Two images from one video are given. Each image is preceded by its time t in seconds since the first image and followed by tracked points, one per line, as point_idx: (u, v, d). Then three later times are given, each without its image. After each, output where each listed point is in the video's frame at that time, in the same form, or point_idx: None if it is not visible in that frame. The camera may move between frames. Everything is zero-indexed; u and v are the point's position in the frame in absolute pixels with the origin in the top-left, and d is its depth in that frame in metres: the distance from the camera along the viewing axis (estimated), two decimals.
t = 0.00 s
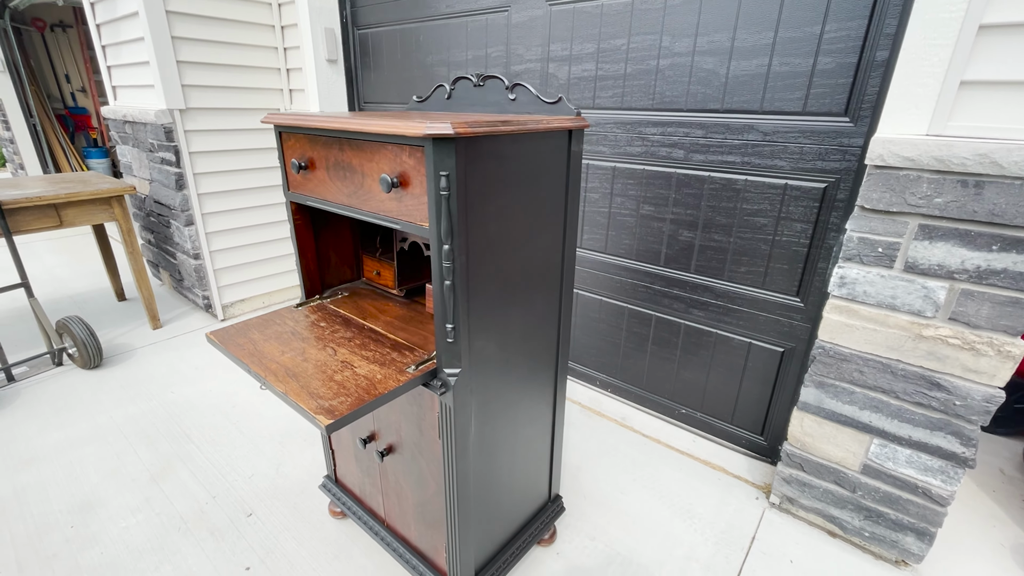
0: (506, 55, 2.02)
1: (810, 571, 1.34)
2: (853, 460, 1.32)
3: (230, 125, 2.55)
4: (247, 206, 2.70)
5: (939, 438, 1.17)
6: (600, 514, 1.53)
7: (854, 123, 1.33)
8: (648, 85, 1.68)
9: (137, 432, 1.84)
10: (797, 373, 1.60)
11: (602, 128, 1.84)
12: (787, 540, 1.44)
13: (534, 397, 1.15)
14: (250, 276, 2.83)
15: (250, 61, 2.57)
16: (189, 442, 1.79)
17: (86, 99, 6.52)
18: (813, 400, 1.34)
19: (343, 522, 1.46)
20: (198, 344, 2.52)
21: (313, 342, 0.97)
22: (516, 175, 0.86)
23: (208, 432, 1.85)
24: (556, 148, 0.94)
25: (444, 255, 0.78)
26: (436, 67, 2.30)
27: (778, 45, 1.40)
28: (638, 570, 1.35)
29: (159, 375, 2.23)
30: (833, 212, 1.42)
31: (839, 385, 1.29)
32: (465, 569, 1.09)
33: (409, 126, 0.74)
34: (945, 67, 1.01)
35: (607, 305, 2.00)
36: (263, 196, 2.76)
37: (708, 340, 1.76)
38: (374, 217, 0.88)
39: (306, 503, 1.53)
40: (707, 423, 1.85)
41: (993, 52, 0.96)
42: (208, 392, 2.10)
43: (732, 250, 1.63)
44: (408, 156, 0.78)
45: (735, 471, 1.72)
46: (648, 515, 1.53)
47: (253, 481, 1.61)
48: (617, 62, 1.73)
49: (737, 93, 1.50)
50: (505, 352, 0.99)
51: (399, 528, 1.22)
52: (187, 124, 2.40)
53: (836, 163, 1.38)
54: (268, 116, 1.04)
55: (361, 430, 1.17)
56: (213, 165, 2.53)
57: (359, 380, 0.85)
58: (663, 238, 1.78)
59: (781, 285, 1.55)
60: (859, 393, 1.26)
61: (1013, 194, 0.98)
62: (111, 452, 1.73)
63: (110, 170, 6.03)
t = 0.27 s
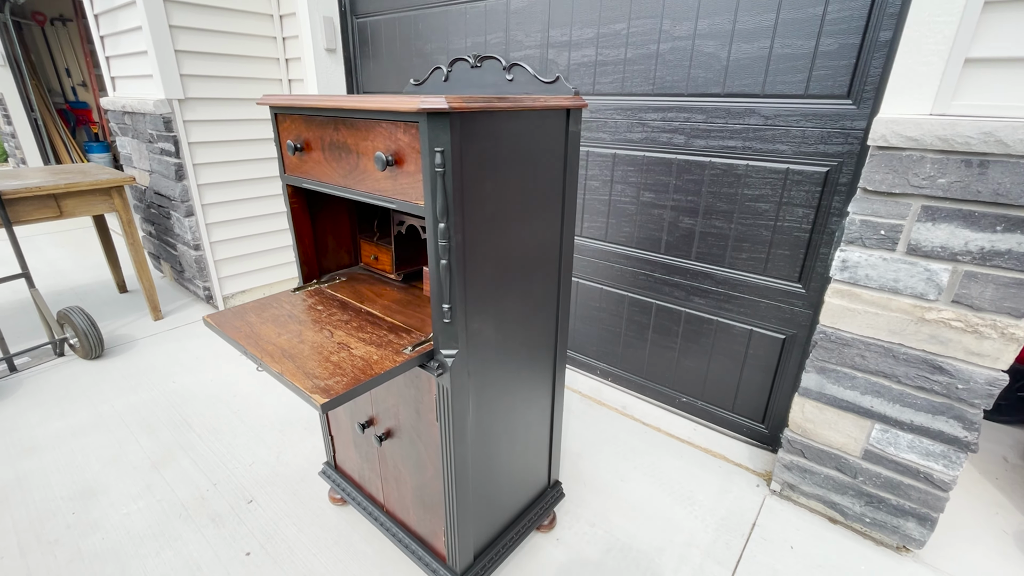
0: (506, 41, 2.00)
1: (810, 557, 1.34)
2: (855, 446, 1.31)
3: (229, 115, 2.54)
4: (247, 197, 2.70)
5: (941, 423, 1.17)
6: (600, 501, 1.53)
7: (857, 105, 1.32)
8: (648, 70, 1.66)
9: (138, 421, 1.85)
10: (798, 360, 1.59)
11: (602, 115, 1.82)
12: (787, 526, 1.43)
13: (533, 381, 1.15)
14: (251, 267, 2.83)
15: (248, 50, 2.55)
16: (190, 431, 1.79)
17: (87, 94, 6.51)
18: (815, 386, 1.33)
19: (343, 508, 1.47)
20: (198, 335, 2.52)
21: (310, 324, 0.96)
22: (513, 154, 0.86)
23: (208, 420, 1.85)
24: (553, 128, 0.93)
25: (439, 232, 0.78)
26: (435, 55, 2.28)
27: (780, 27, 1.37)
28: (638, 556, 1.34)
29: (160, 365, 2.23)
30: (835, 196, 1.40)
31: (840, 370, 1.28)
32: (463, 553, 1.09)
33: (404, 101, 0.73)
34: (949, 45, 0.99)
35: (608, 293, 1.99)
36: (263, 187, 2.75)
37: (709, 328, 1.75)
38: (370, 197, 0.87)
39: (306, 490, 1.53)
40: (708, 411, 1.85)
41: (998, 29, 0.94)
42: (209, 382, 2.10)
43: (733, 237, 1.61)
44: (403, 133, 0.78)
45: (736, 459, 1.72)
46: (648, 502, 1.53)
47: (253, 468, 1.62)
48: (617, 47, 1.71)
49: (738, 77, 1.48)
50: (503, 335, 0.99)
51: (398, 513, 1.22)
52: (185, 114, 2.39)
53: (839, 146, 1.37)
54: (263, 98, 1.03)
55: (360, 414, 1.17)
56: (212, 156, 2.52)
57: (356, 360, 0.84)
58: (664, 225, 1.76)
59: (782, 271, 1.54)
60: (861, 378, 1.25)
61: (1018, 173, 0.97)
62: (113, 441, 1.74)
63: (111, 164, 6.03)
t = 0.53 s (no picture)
0: (506, 27, 1.99)
1: (811, 542, 1.34)
2: (856, 431, 1.31)
3: (228, 104, 2.53)
4: (247, 187, 2.69)
5: (943, 407, 1.16)
6: (600, 487, 1.53)
7: (860, 88, 1.30)
8: (650, 55, 1.64)
9: (140, 409, 1.85)
10: (800, 347, 1.58)
11: (603, 101, 1.81)
12: (787, 512, 1.43)
13: (533, 365, 1.14)
14: (251, 258, 2.83)
15: (247, 39, 2.53)
16: (192, 419, 1.80)
17: (86, 86, 6.49)
18: (816, 371, 1.33)
19: (345, 494, 1.47)
20: (199, 325, 2.52)
21: (310, 307, 0.96)
22: (512, 133, 0.85)
23: (210, 409, 1.86)
24: (553, 109, 0.92)
25: (438, 212, 0.77)
26: (435, 43, 2.26)
27: (784, 8, 1.36)
28: (638, 540, 1.35)
29: (162, 355, 2.24)
30: (837, 181, 1.39)
31: (842, 355, 1.28)
32: (464, 536, 1.09)
33: (402, 78, 0.72)
34: (955, 24, 0.97)
35: (609, 282, 1.98)
36: (263, 177, 2.75)
37: (710, 315, 1.75)
38: (369, 177, 0.87)
39: (307, 476, 1.54)
40: (709, 399, 1.85)
41: (1005, 6, 0.93)
42: (210, 371, 2.11)
43: (735, 223, 1.60)
44: (402, 111, 0.77)
45: (736, 445, 1.72)
46: (648, 488, 1.53)
47: (255, 455, 1.62)
48: (619, 32, 1.69)
49: (741, 61, 1.47)
50: (503, 318, 0.98)
51: (400, 498, 1.22)
52: (185, 103, 2.38)
53: (842, 130, 1.35)
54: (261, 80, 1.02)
55: (361, 399, 1.17)
56: (212, 146, 2.51)
57: (356, 341, 0.84)
58: (665, 212, 1.75)
59: (784, 257, 1.53)
60: (862, 363, 1.25)
61: None
62: (115, 428, 1.74)
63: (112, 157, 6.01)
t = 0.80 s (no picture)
0: (506, 13, 1.97)
1: (812, 527, 1.34)
2: (858, 416, 1.31)
3: (227, 93, 2.51)
4: (246, 177, 2.68)
5: (946, 391, 1.16)
6: (602, 473, 1.53)
7: (865, 71, 1.29)
8: (652, 39, 1.63)
9: (142, 398, 1.85)
10: (802, 333, 1.58)
11: (604, 87, 1.79)
12: (788, 497, 1.44)
13: (534, 350, 1.14)
14: (252, 249, 2.83)
15: (245, 27, 2.52)
16: (194, 407, 1.80)
17: (85, 78, 6.45)
18: (818, 356, 1.33)
19: (347, 481, 1.47)
20: (200, 315, 2.52)
21: (311, 290, 0.96)
22: (513, 113, 0.84)
23: (212, 397, 1.86)
24: (554, 89, 0.91)
25: (439, 191, 0.76)
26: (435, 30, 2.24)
27: None
28: (639, 525, 1.35)
29: (163, 345, 2.24)
30: (841, 166, 1.38)
31: (844, 340, 1.27)
32: (466, 520, 1.10)
33: (402, 55, 0.71)
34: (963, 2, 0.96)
35: (610, 270, 1.98)
36: (263, 167, 2.74)
37: (712, 303, 1.74)
38: (369, 158, 0.86)
39: (309, 463, 1.54)
40: (710, 386, 1.85)
41: None
42: (211, 360, 2.11)
43: (737, 209, 1.60)
44: (402, 89, 0.76)
45: (738, 433, 1.72)
46: (650, 475, 1.53)
47: (257, 443, 1.62)
48: (621, 17, 1.67)
49: (744, 44, 1.45)
50: (504, 300, 0.98)
51: (402, 482, 1.23)
52: (183, 92, 2.36)
53: (846, 113, 1.34)
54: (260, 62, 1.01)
55: (362, 384, 1.17)
56: (211, 135, 2.50)
57: (357, 323, 0.84)
58: (667, 199, 1.74)
59: (787, 244, 1.52)
60: (865, 348, 1.24)
61: None
62: (117, 417, 1.75)
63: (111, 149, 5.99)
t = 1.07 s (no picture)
0: None
1: (812, 512, 1.34)
2: (859, 402, 1.31)
3: (225, 81, 2.49)
4: (246, 167, 2.67)
5: (947, 376, 1.16)
6: (602, 460, 1.54)
7: (869, 54, 1.28)
8: (654, 24, 1.61)
9: (142, 386, 1.85)
10: (803, 320, 1.58)
11: (606, 73, 1.78)
12: (788, 483, 1.44)
13: (536, 333, 1.14)
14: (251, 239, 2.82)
15: (243, 14, 2.49)
16: (195, 395, 1.80)
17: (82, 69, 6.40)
18: (820, 342, 1.33)
19: (348, 467, 1.48)
20: (200, 305, 2.51)
21: (311, 273, 0.95)
22: (515, 91, 0.83)
23: (212, 386, 1.86)
24: (556, 68, 0.90)
25: (441, 170, 0.76)
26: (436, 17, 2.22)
27: None
28: (640, 510, 1.35)
29: (163, 334, 2.23)
30: (843, 151, 1.37)
31: (846, 326, 1.27)
32: (468, 503, 1.10)
33: (403, 30, 0.71)
34: None
35: (611, 259, 1.97)
36: (262, 157, 2.73)
37: (713, 291, 1.74)
38: (370, 138, 0.85)
39: (310, 450, 1.54)
40: (711, 375, 1.85)
41: None
42: (212, 349, 2.10)
43: (739, 196, 1.59)
44: (402, 66, 0.75)
45: (738, 420, 1.72)
46: (650, 461, 1.53)
47: (258, 430, 1.62)
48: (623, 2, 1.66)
49: (747, 29, 1.44)
50: (505, 283, 0.98)
51: (403, 467, 1.23)
52: (182, 80, 2.35)
53: (849, 98, 1.33)
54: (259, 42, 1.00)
55: (363, 368, 1.17)
56: (210, 123, 2.48)
57: (358, 303, 0.84)
58: (668, 186, 1.74)
59: (789, 230, 1.52)
60: (866, 333, 1.24)
61: None
62: (118, 405, 1.74)
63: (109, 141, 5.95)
